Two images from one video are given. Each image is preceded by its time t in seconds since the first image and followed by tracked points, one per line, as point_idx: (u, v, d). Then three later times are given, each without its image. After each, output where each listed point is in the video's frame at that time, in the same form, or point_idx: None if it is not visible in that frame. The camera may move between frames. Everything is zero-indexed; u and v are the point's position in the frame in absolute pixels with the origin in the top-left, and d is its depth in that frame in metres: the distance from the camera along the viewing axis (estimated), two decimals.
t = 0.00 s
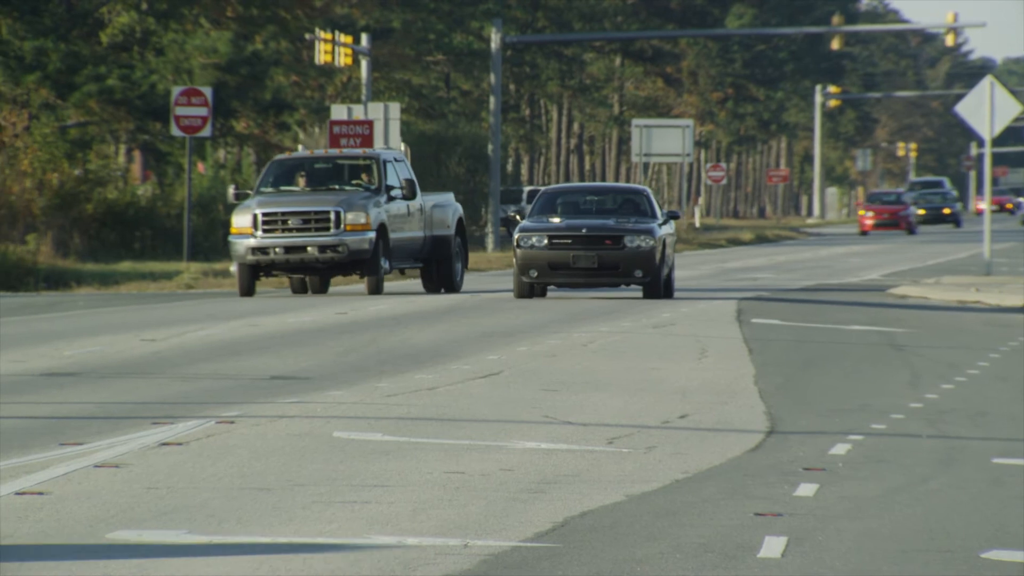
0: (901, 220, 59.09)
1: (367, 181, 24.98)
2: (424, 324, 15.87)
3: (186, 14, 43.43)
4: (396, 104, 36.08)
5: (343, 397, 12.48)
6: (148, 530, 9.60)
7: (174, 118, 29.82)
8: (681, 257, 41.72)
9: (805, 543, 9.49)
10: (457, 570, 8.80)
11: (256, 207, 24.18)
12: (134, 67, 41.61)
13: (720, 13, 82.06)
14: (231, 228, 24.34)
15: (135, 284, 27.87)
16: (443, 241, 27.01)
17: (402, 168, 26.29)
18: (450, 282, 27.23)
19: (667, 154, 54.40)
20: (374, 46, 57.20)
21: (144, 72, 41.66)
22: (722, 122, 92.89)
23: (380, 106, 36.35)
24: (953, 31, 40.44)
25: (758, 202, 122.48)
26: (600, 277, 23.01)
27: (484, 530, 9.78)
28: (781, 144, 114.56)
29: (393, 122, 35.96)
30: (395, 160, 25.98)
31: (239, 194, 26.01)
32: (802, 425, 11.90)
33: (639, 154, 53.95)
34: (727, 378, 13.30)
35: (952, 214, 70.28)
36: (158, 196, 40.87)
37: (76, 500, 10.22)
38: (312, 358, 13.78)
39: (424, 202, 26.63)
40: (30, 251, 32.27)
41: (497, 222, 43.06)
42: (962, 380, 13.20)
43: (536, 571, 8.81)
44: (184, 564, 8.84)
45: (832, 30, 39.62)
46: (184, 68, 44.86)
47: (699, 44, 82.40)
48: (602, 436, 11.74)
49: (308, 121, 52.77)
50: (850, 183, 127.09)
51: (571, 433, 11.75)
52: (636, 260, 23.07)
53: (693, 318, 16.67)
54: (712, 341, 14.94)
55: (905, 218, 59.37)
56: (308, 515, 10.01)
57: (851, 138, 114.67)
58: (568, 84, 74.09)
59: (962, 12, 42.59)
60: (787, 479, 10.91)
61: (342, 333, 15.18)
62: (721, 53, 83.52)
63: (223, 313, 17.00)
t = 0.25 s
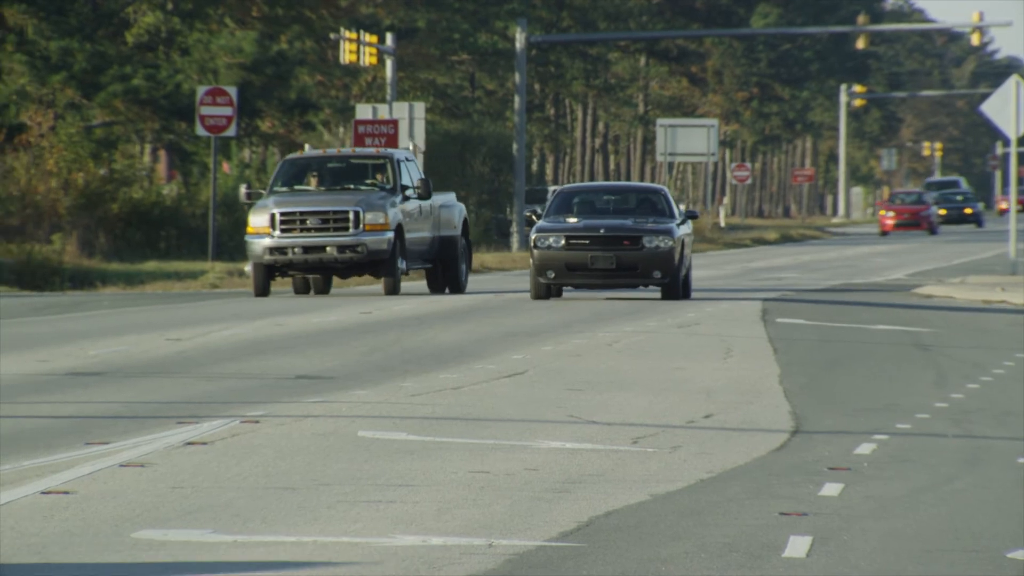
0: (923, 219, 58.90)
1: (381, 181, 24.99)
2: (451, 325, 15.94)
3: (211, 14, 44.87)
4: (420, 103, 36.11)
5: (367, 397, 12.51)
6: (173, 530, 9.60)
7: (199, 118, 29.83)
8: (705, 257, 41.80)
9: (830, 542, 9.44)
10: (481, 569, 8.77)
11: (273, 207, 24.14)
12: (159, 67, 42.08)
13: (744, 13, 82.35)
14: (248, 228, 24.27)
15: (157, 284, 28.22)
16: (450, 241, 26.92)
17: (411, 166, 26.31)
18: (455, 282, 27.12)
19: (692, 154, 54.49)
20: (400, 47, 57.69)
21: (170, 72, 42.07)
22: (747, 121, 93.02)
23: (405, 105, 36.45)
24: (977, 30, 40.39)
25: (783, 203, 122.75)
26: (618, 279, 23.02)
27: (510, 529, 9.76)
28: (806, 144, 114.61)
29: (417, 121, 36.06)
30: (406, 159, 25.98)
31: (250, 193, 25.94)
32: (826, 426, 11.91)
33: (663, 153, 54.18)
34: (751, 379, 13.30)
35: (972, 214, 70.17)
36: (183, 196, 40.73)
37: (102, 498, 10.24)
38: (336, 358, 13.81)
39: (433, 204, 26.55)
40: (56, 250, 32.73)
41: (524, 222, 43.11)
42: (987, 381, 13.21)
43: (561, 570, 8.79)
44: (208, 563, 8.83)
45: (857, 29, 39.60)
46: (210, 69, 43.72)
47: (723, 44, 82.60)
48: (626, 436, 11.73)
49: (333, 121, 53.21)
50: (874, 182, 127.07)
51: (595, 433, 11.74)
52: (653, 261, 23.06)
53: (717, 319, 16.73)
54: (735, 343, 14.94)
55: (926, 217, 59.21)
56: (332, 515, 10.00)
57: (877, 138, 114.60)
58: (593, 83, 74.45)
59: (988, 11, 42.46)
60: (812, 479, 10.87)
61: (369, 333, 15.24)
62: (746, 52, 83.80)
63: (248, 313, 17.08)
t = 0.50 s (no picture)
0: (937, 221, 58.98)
1: (392, 181, 25.01)
2: (474, 327, 16.08)
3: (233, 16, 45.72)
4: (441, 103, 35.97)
5: (388, 396, 12.61)
6: (195, 528, 9.65)
7: (221, 119, 29.87)
8: (726, 259, 41.85)
9: (848, 542, 9.45)
10: (502, 568, 8.79)
11: (287, 207, 24.19)
12: (182, 69, 43.15)
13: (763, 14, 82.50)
14: (261, 228, 24.34)
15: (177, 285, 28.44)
16: (454, 242, 26.86)
17: (420, 167, 26.29)
18: (458, 283, 27.03)
19: (711, 154, 54.81)
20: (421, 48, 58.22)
21: (192, 73, 43.13)
22: (766, 123, 93.15)
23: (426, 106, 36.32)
24: (997, 32, 40.33)
25: (802, 203, 122.87)
26: (630, 280, 23.07)
27: (531, 528, 9.78)
28: (824, 144, 114.71)
29: (437, 123, 36.01)
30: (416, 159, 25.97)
31: (261, 193, 26.00)
32: (845, 425, 11.98)
33: (683, 155, 54.29)
34: (769, 379, 13.37)
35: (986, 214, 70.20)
36: (205, 197, 40.83)
37: (125, 497, 10.32)
38: (358, 360, 13.91)
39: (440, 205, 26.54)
40: (79, 250, 33.31)
41: (545, 223, 43.27)
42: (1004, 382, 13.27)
43: (580, 568, 8.81)
44: (228, 563, 8.87)
45: (875, 31, 39.59)
46: (231, 69, 44.20)
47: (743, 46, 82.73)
48: (645, 436, 11.80)
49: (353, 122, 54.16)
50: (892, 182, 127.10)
51: (615, 433, 11.80)
52: (666, 262, 23.09)
53: (738, 321, 16.84)
54: (752, 345, 15.01)
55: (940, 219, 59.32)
56: (353, 514, 10.04)
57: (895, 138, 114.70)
58: (613, 84, 74.89)
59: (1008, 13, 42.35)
60: (831, 478, 10.90)
61: (392, 335, 15.39)
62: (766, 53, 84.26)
63: (269, 315, 17.21)
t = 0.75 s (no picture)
0: (945, 222, 59.11)
1: (402, 182, 25.10)
2: (492, 327, 16.27)
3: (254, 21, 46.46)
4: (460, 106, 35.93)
5: (406, 396, 12.77)
6: (214, 526, 9.76)
7: (240, 121, 30.11)
8: (742, 260, 41.98)
9: (862, 539, 9.54)
10: (517, 566, 8.87)
11: (299, 207, 24.31)
12: (203, 71, 43.51)
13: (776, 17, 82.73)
14: (272, 228, 24.46)
15: (194, 287, 28.76)
16: (458, 244, 26.90)
17: (426, 168, 26.38)
18: (460, 283, 27.11)
19: (726, 156, 55.10)
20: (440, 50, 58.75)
21: (212, 76, 43.40)
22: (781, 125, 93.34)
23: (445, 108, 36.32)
24: (1010, 35, 40.37)
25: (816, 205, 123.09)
26: (638, 281, 23.18)
27: (547, 525, 9.85)
28: (837, 146, 114.96)
29: (456, 125, 35.89)
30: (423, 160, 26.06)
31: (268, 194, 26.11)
32: (857, 424, 12.11)
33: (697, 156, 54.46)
34: (782, 379, 13.50)
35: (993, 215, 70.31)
36: (226, 198, 41.03)
37: (146, 495, 10.44)
38: (375, 360, 14.08)
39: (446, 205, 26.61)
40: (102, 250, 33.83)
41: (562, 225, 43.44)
42: (1014, 381, 13.40)
43: (596, 566, 8.89)
44: (247, 560, 8.95)
45: (888, 34, 39.69)
46: (251, 73, 44.68)
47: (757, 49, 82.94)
48: (659, 435, 11.92)
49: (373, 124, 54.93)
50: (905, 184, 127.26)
51: (630, 432, 11.93)
52: (674, 264, 23.20)
53: (753, 322, 16.99)
54: (764, 346, 15.15)
55: (948, 220, 59.46)
56: (371, 511, 10.14)
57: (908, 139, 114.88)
58: (628, 87, 75.32)
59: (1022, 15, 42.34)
60: (844, 476, 11.01)
61: (411, 335, 15.58)
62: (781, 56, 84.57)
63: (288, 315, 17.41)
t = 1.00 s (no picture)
0: (953, 223, 59.14)
1: (411, 182, 25.22)
2: (508, 327, 16.39)
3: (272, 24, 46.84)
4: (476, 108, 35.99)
5: (423, 396, 12.88)
6: (232, 524, 9.85)
7: (259, 122, 30.17)
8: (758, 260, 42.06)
9: (874, 538, 9.62)
10: (533, 563, 8.95)
11: (310, 207, 24.38)
12: (222, 74, 44.03)
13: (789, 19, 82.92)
14: (283, 229, 24.50)
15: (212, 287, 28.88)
16: (464, 244, 26.86)
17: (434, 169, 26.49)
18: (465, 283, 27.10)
19: (740, 157, 55.26)
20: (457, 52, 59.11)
21: (231, 78, 44.18)
22: (794, 126, 93.47)
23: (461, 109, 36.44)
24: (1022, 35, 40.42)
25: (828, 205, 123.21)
26: (645, 283, 23.27)
27: (563, 523, 9.93)
28: (851, 147, 115.05)
29: (471, 126, 35.92)
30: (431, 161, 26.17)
31: (275, 194, 26.16)
32: (870, 423, 12.21)
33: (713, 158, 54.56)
34: (795, 379, 13.60)
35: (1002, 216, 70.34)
36: (244, 199, 41.14)
37: (165, 493, 10.54)
38: (392, 361, 14.19)
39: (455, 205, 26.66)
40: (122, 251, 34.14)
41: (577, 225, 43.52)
42: None
43: (611, 563, 8.97)
44: (266, 558, 9.04)
45: (901, 36, 39.76)
46: (269, 74, 45.03)
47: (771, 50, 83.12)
48: (674, 434, 12.02)
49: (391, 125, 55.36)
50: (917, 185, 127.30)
51: (645, 431, 12.02)
52: (681, 265, 23.29)
53: (767, 322, 17.10)
54: (778, 345, 15.25)
55: (956, 221, 59.51)
56: (388, 509, 10.22)
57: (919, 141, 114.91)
58: (643, 88, 75.62)
59: None
60: (857, 475, 11.09)
61: (429, 335, 15.71)
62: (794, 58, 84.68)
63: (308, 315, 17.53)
